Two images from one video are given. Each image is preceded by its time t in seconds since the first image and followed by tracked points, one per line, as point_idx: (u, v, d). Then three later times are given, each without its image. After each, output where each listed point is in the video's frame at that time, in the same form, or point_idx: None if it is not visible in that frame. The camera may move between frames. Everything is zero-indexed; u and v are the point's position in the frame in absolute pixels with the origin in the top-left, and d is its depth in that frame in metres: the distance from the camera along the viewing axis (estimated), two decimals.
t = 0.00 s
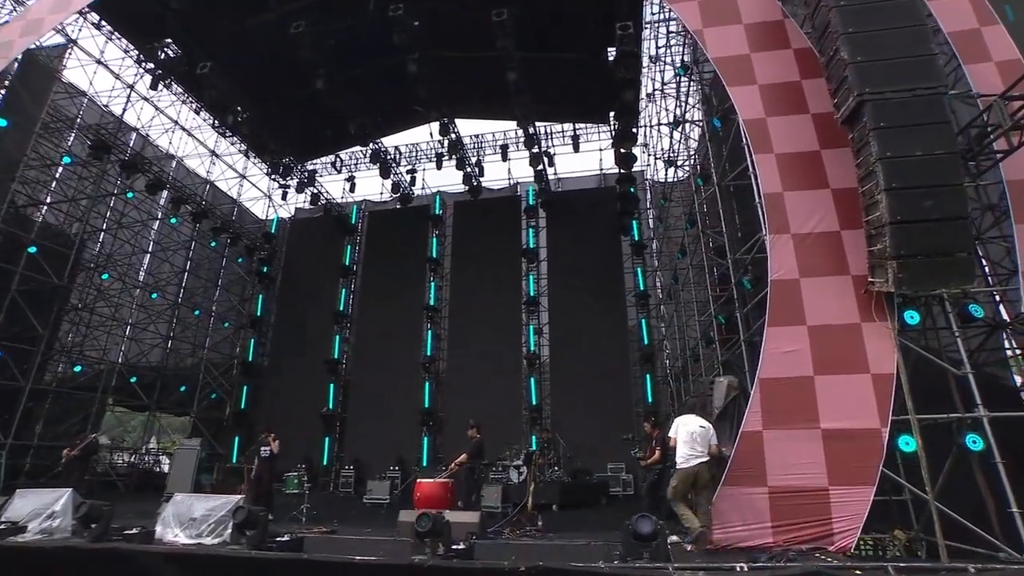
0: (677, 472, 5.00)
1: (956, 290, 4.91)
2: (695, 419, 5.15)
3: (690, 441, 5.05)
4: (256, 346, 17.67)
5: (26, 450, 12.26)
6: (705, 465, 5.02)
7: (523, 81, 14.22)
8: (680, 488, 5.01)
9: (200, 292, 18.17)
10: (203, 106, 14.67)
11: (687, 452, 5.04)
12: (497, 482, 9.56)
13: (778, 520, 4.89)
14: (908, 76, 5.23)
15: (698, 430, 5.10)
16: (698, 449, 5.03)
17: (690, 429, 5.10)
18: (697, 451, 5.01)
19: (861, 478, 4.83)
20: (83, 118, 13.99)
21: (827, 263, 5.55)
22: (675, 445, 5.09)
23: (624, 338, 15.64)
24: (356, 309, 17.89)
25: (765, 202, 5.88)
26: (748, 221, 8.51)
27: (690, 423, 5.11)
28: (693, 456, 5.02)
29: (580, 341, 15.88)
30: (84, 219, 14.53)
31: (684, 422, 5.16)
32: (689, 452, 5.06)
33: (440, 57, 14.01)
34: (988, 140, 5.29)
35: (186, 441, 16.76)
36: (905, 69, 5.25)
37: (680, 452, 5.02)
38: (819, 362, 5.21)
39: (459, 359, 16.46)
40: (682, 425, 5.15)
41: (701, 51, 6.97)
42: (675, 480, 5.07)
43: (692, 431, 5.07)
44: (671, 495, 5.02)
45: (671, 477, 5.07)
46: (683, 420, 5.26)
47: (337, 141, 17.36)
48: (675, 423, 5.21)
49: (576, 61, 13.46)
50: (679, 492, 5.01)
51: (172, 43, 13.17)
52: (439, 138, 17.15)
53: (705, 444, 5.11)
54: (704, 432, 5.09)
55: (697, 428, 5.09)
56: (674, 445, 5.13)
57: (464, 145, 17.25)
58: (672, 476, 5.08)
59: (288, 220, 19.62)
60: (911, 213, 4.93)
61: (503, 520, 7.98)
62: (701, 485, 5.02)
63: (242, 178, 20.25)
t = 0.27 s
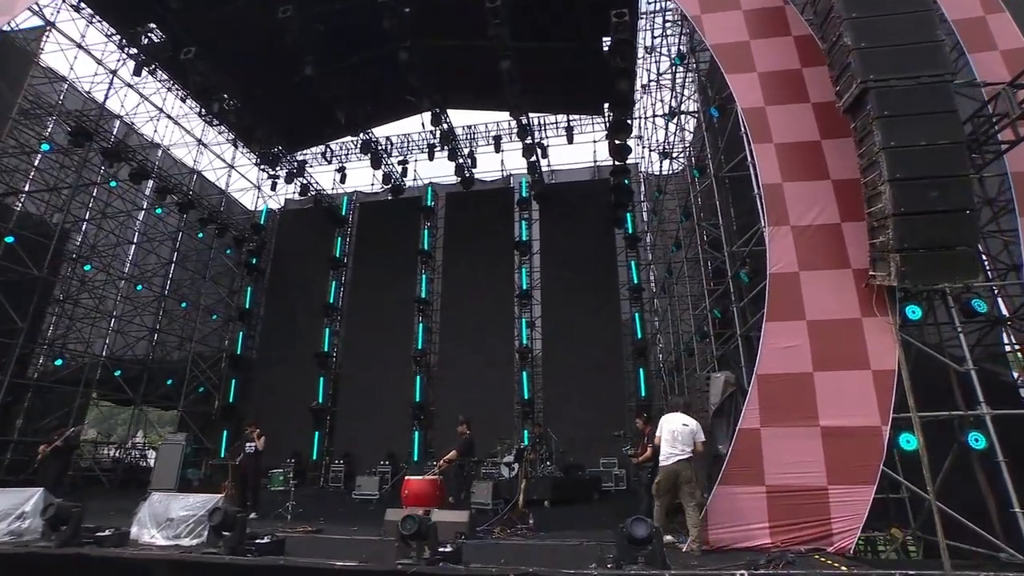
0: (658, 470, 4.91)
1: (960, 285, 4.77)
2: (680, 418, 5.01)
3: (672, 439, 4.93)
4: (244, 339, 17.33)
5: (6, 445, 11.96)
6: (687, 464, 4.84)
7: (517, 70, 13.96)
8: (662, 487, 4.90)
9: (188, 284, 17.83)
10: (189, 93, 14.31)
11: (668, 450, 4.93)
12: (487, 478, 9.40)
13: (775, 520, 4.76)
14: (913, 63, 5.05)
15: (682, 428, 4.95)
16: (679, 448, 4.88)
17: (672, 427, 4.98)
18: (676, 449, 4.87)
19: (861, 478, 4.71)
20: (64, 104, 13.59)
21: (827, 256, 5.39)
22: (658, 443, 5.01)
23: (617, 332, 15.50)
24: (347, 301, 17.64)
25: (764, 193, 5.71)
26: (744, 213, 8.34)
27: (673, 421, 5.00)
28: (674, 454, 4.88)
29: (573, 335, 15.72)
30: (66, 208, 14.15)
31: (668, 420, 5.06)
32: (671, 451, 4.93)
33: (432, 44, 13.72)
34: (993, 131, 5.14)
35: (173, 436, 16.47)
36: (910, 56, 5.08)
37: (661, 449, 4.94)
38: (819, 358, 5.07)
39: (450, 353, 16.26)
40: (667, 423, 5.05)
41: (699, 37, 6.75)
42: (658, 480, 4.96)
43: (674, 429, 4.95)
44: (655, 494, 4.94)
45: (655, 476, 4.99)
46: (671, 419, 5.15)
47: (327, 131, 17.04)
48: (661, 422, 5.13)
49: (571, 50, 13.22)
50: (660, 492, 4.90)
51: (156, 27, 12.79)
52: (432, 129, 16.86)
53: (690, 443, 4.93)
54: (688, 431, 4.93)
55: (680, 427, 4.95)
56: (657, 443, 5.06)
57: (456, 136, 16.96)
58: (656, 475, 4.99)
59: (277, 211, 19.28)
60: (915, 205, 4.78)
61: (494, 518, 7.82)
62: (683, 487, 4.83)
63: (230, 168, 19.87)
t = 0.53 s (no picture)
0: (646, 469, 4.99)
1: (973, 278, 4.58)
2: (665, 417, 5.10)
3: (658, 439, 5.01)
4: (240, 333, 17.17)
5: None
6: (673, 463, 4.92)
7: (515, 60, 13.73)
8: (652, 487, 4.95)
9: (183, 277, 17.65)
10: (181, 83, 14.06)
11: (655, 450, 5.01)
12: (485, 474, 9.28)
13: (780, 520, 4.62)
14: (926, 47, 4.82)
15: (667, 427, 5.04)
16: (665, 446, 4.97)
17: (658, 427, 5.07)
18: (662, 449, 4.95)
19: (869, 478, 4.55)
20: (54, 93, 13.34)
21: (834, 248, 5.21)
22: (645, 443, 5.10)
23: (617, 325, 15.35)
24: (344, 295, 17.46)
25: (769, 183, 5.53)
26: (748, 204, 8.13)
27: (659, 421, 5.09)
28: (660, 453, 4.96)
29: (572, 328, 15.57)
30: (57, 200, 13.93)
31: (654, 419, 5.15)
32: (657, 450, 5.01)
33: (429, 34, 13.47)
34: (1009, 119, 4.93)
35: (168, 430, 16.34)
36: (925, 39, 4.85)
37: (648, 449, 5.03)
38: (826, 354, 4.90)
39: (448, 347, 16.11)
40: (653, 422, 5.14)
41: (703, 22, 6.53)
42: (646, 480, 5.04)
43: (660, 428, 5.04)
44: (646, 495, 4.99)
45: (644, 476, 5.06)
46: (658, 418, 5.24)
47: (323, 122, 16.81)
48: (647, 422, 5.23)
49: (570, 39, 12.98)
50: (649, 492, 4.95)
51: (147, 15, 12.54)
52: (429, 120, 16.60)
53: (677, 441, 5.01)
54: (673, 429, 5.02)
55: (665, 426, 5.04)
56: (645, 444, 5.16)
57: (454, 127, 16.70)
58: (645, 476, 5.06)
59: (273, 203, 19.07)
60: (928, 195, 4.58)
61: (491, 515, 7.69)
62: (671, 485, 4.90)
63: (226, 160, 19.61)
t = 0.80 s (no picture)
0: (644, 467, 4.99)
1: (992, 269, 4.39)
2: (658, 413, 5.16)
3: (654, 435, 5.05)
4: (239, 327, 17.03)
5: None
6: (670, 458, 4.97)
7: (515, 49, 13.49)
8: (650, 485, 4.96)
9: (180, 271, 17.48)
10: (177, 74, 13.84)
11: (652, 447, 5.02)
12: (484, 470, 9.15)
13: (788, 522, 4.46)
14: (945, 27, 4.60)
15: (661, 423, 5.09)
16: (663, 443, 5.00)
17: (653, 424, 5.10)
18: (660, 445, 4.98)
19: (880, 478, 4.39)
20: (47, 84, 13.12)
21: (845, 239, 5.02)
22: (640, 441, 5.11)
23: (618, 319, 15.18)
24: (342, 288, 17.28)
25: (777, 171, 5.33)
26: (753, 194, 7.94)
27: (653, 418, 5.13)
28: (658, 450, 5.00)
29: (572, 322, 15.41)
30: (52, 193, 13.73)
31: (647, 417, 5.19)
32: (654, 447, 5.03)
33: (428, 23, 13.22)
34: None
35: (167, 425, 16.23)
36: (944, 20, 4.63)
37: (645, 447, 5.04)
38: (836, 349, 4.73)
39: (448, 341, 15.96)
40: (646, 420, 5.18)
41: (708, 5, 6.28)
42: (644, 479, 5.03)
43: (655, 425, 5.07)
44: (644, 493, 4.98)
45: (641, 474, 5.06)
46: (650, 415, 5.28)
47: (320, 113, 16.58)
48: (640, 419, 5.26)
49: (571, 27, 12.73)
50: (649, 490, 4.94)
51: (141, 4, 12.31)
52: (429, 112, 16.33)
53: (672, 436, 5.07)
54: (668, 425, 5.08)
55: (659, 422, 5.09)
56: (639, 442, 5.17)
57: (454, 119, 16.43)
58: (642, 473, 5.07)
59: (271, 196, 18.88)
60: (945, 183, 4.39)
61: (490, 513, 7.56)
62: (669, 481, 4.94)
63: (223, 152, 19.39)
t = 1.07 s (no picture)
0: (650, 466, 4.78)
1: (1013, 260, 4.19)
2: (660, 411, 4.92)
3: (657, 433, 4.82)
4: (238, 320, 16.90)
5: None
6: (675, 455, 4.79)
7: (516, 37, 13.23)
8: (655, 484, 4.75)
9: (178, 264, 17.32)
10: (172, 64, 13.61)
11: (656, 445, 4.80)
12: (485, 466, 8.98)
13: (798, 523, 4.29)
14: (968, 4, 4.38)
15: (664, 420, 4.86)
16: (666, 441, 4.79)
17: (655, 421, 4.87)
18: (665, 443, 4.77)
19: (895, 478, 4.20)
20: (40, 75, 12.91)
21: (858, 229, 4.81)
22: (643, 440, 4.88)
23: (620, 312, 14.99)
24: (342, 282, 17.10)
25: (787, 158, 5.11)
26: (759, 183, 7.73)
27: (654, 415, 4.89)
28: (662, 448, 4.79)
29: (574, 315, 15.22)
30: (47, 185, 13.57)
31: (648, 414, 4.95)
32: (658, 445, 4.81)
33: (426, 11, 12.96)
34: None
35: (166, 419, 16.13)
36: None
37: (649, 446, 4.81)
38: (848, 344, 4.54)
39: (449, 334, 15.79)
40: (648, 417, 4.94)
41: None
42: (649, 478, 4.82)
43: (658, 422, 4.84)
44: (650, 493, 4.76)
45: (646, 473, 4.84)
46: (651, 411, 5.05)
47: (318, 104, 16.35)
48: (640, 416, 5.01)
49: (573, 15, 12.45)
50: (655, 490, 4.72)
51: None
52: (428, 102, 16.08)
53: (675, 433, 4.86)
54: (671, 421, 4.85)
55: (662, 419, 4.86)
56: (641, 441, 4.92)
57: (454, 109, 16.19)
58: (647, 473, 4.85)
59: (270, 188, 18.68)
60: (966, 169, 4.18)
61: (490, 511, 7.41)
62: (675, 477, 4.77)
63: (221, 144, 19.17)
